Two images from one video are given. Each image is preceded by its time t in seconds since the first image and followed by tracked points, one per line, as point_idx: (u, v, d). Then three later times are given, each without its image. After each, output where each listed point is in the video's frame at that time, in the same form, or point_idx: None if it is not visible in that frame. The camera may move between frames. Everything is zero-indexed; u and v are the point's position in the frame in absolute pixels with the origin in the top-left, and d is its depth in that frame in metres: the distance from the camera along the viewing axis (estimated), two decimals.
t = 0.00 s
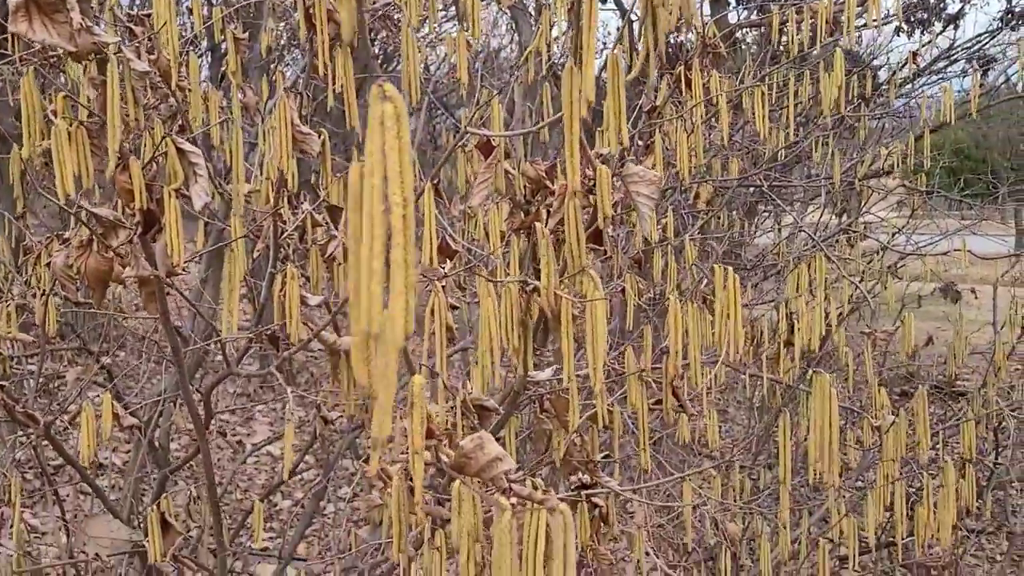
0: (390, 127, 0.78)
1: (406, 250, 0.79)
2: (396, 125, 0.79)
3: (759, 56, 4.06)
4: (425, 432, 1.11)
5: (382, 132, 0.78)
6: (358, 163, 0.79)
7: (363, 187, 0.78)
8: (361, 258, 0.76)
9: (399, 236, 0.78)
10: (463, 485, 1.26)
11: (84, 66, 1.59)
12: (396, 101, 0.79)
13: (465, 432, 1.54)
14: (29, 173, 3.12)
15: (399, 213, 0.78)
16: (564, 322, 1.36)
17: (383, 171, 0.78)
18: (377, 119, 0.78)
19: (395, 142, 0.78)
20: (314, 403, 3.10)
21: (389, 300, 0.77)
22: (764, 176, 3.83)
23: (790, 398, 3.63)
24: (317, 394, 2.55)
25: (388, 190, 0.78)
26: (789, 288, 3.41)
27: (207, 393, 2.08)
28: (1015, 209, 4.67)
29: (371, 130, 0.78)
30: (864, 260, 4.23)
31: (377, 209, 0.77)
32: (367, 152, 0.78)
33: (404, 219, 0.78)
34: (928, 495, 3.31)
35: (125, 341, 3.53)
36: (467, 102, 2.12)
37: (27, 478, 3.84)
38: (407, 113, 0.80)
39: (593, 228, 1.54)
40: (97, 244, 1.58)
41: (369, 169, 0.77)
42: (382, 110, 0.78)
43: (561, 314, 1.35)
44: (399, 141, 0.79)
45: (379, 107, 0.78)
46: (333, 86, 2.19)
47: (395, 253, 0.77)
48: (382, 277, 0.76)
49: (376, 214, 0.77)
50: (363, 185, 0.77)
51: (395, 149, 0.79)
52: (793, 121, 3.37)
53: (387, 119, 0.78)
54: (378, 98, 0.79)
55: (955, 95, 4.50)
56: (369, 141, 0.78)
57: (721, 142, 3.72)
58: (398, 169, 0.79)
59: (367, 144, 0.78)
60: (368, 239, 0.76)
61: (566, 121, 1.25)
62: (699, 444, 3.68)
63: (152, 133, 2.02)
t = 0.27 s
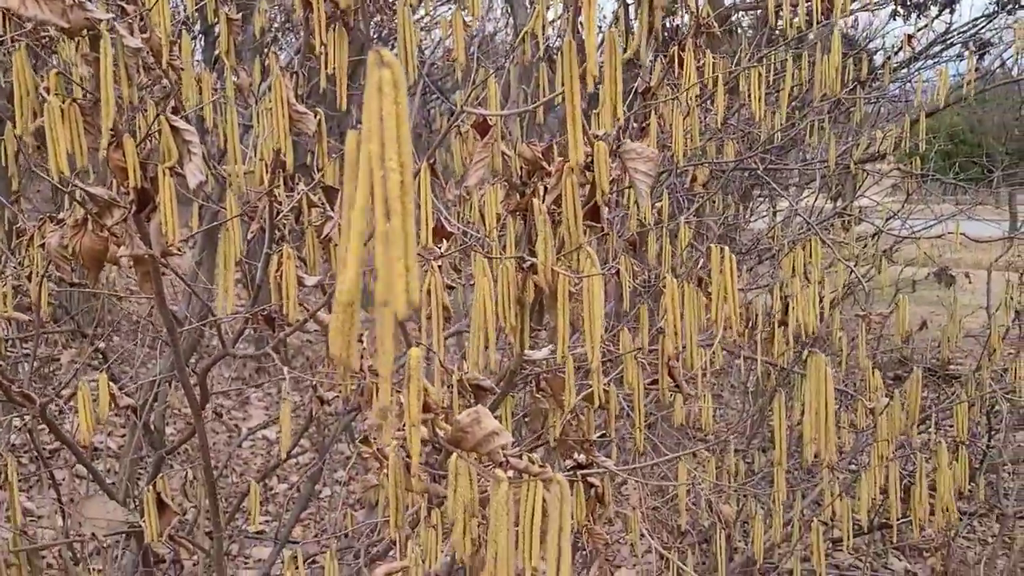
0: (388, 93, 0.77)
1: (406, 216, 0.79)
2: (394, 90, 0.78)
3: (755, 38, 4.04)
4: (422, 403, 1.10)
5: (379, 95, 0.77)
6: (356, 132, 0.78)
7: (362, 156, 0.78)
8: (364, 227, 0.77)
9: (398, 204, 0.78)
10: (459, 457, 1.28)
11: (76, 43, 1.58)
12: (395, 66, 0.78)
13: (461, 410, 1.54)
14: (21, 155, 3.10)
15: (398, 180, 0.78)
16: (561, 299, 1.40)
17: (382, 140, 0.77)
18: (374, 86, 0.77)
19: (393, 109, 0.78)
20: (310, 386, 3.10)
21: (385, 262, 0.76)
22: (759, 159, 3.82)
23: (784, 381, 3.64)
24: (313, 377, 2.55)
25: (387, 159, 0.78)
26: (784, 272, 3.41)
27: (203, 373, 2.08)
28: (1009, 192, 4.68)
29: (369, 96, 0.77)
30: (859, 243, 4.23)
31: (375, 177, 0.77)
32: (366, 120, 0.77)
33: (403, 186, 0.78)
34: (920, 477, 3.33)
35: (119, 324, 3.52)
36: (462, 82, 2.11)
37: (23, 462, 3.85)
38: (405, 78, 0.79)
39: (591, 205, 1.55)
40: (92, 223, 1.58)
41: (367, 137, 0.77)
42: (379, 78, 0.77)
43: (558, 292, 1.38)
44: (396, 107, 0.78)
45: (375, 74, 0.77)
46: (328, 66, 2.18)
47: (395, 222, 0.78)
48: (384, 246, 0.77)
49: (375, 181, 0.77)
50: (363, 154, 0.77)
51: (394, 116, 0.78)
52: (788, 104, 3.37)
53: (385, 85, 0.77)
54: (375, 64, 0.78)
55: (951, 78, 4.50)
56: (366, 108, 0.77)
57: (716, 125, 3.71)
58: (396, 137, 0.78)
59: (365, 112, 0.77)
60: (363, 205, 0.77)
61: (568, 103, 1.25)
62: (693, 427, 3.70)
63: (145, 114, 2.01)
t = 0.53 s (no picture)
0: (377, 70, 0.76)
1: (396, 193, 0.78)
2: (383, 66, 0.77)
3: (751, 21, 4.03)
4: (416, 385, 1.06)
5: (369, 71, 0.77)
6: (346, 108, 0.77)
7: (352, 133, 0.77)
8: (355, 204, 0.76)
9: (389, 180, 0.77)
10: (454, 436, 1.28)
11: (66, 21, 1.57)
12: (385, 41, 0.77)
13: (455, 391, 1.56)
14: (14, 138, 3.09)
15: (389, 157, 0.77)
16: (556, 279, 1.39)
17: (372, 117, 0.77)
18: (364, 63, 0.77)
19: (382, 85, 0.77)
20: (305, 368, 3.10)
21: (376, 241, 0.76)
22: (756, 143, 3.81)
23: (780, 364, 3.65)
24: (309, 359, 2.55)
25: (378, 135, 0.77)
26: (779, 254, 3.42)
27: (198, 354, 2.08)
28: (1005, 176, 4.67)
29: (359, 74, 0.77)
30: (855, 227, 4.23)
31: (366, 154, 0.76)
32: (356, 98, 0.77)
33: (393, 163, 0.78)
34: (914, 458, 3.34)
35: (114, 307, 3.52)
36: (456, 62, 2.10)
37: (19, 446, 3.85)
38: (394, 54, 0.78)
39: (586, 184, 1.55)
40: (84, 203, 1.59)
41: (359, 114, 0.76)
42: (370, 53, 0.76)
43: (552, 271, 1.39)
44: (385, 84, 0.78)
45: (365, 49, 0.76)
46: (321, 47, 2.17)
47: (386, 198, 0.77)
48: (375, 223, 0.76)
49: (365, 159, 0.77)
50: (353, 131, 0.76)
51: (383, 92, 0.77)
52: (784, 86, 3.36)
53: (375, 61, 0.77)
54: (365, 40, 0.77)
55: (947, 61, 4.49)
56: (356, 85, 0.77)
57: (713, 108, 3.70)
58: (386, 113, 0.77)
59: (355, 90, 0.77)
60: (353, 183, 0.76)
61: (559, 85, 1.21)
62: (689, 410, 3.71)
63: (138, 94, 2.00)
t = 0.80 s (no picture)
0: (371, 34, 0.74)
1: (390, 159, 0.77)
2: (376, 31, 0.75)
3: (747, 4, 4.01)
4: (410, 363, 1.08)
5: (362, 36, 0.74)
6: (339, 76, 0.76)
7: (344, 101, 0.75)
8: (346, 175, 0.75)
9: (381, 146, 0.76)
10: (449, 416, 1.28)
11: None
12: (377, 7, 0.76)
13: (450, 371, 1.56)
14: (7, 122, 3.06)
15: (381, 124, 0.76)
16: (552, 257, 1.40)
17: (364, 83, 0.75)
18: (357, 27, 0.75)
19: (375, 50, 0.75)
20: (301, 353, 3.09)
21: (367, 211, 0.75)
22: (751, 127, 3.80)
23: (776, 348, 3.65)
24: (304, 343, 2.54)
25: (371, 102, 0.75)
26: (775, 239, 3.41)
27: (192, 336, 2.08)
28: (1001, 161, 4.67)
29: (351, 39, 0.75)
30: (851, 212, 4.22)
31: (357, 122, 0.75)
32: (348, 64, 0.75)
33: (386, 130, 0.76)
34: (909, 442, 3.35)
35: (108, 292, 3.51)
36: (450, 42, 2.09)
37: (14, 432, 3.84)
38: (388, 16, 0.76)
39: (582, 161, 1.56)
40: (76, 185, 1.57)
41: (349, 81, 0.75)
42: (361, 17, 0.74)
43: (550, 249, 1.39)
44: (379, 50, 0.75)
45: (357, 13, 0.74)
46: (316, 27, 2.16)
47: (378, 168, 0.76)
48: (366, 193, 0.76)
49: (358, 127, 0.75)
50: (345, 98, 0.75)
51: (376, 57, 0.75)
52: (781, 70, 3.35)
53: (366, 26, 0.74)
54: (359, 3, 0.75)
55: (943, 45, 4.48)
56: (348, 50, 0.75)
57: (708, 92, 3.68)
58: (379, 79, 0.75)
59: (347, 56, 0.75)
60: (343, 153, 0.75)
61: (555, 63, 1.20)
62: (684, 395, 3.71)
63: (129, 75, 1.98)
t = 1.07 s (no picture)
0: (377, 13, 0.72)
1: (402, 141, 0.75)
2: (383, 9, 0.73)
3: None
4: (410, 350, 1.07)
5: (367, 16, 0.72)
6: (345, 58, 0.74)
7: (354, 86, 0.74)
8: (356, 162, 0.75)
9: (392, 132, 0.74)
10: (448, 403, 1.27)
11: None
12: None
13: (449, 360, 1.56)
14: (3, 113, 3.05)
15: (390, 108, 0.74)
16: (551, 245, 1.40)
17: (372, 66, 0.73)
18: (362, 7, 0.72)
19: (383, 29, 0.72)
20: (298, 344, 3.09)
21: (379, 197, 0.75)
22: (749, 118, 3.79)
23: (774, 339, 3.65)
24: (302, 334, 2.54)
25: (381, 85, 0.73)
26: (773, 231, 3.41)
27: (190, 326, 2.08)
28: (999, 152, 4.66)
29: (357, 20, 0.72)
30: (849, 203, 4.22)
31: (366, 108, 0.73)
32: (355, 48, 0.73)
33: (396, 113, 0.74)
34: (906, 432, 3.36)
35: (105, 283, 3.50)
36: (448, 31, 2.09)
37: (12, 423, 3.84)
38: None
39: (580, 150, 1.56)
40: (73, 174, 1.57)
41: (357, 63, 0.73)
42: None
43: (549, 237, 1.39)
44: (386, 29, 0.73)
45: None
46: (313, 16, 2.16)
47: (389, 154, 0.75)
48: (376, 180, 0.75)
49: (368, 113, 0.74)
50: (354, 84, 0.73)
51: (383, 36, 0.73)
52: (779, 59, 3.34)
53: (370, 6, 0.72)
54: None
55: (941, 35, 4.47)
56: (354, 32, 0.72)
57: (706, 82, 3.67)
58: (388, 60, 0.73)
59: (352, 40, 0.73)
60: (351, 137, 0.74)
61: (555, 57, 1.20)
62: (681, 385, 3.71)
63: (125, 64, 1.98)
